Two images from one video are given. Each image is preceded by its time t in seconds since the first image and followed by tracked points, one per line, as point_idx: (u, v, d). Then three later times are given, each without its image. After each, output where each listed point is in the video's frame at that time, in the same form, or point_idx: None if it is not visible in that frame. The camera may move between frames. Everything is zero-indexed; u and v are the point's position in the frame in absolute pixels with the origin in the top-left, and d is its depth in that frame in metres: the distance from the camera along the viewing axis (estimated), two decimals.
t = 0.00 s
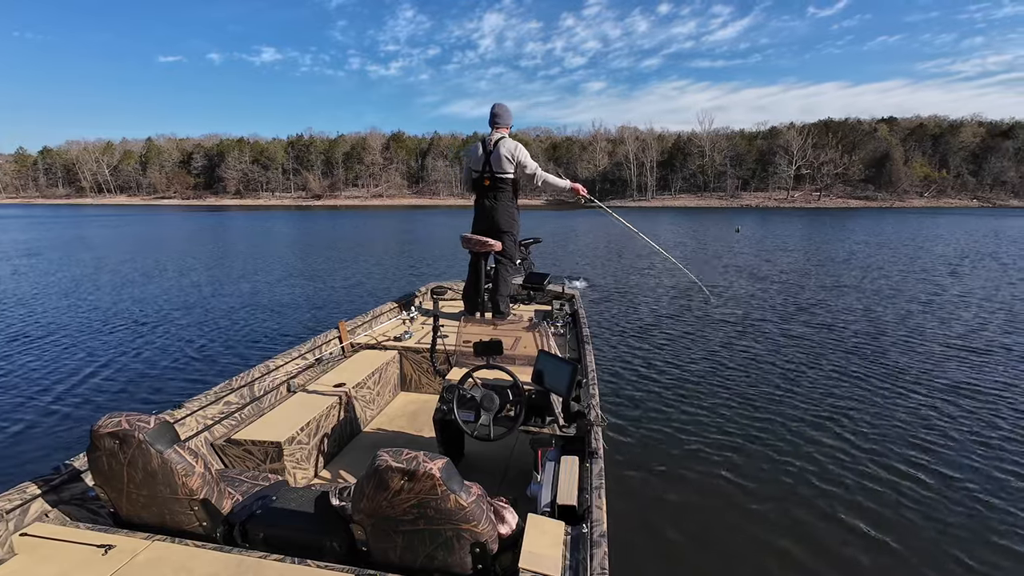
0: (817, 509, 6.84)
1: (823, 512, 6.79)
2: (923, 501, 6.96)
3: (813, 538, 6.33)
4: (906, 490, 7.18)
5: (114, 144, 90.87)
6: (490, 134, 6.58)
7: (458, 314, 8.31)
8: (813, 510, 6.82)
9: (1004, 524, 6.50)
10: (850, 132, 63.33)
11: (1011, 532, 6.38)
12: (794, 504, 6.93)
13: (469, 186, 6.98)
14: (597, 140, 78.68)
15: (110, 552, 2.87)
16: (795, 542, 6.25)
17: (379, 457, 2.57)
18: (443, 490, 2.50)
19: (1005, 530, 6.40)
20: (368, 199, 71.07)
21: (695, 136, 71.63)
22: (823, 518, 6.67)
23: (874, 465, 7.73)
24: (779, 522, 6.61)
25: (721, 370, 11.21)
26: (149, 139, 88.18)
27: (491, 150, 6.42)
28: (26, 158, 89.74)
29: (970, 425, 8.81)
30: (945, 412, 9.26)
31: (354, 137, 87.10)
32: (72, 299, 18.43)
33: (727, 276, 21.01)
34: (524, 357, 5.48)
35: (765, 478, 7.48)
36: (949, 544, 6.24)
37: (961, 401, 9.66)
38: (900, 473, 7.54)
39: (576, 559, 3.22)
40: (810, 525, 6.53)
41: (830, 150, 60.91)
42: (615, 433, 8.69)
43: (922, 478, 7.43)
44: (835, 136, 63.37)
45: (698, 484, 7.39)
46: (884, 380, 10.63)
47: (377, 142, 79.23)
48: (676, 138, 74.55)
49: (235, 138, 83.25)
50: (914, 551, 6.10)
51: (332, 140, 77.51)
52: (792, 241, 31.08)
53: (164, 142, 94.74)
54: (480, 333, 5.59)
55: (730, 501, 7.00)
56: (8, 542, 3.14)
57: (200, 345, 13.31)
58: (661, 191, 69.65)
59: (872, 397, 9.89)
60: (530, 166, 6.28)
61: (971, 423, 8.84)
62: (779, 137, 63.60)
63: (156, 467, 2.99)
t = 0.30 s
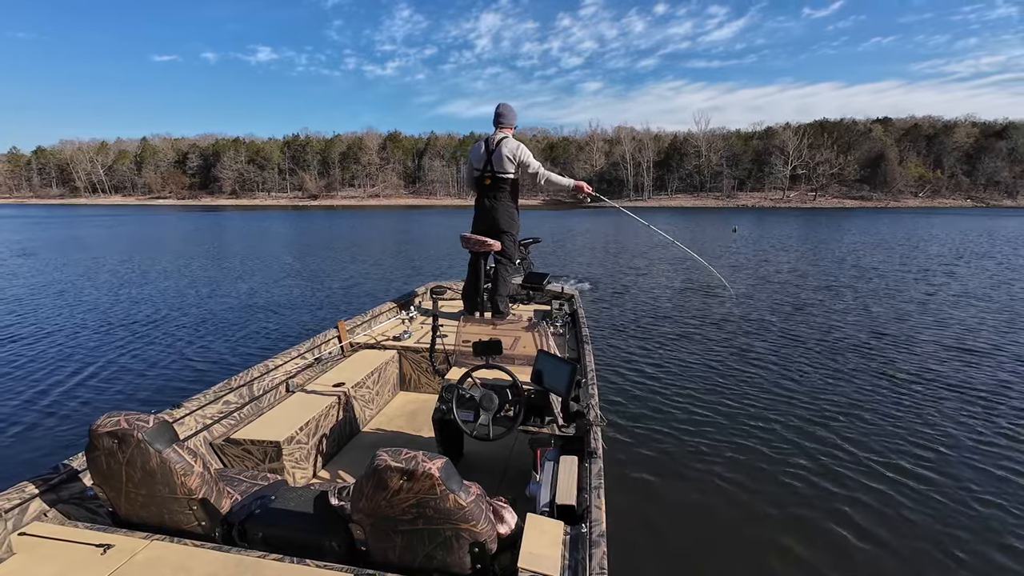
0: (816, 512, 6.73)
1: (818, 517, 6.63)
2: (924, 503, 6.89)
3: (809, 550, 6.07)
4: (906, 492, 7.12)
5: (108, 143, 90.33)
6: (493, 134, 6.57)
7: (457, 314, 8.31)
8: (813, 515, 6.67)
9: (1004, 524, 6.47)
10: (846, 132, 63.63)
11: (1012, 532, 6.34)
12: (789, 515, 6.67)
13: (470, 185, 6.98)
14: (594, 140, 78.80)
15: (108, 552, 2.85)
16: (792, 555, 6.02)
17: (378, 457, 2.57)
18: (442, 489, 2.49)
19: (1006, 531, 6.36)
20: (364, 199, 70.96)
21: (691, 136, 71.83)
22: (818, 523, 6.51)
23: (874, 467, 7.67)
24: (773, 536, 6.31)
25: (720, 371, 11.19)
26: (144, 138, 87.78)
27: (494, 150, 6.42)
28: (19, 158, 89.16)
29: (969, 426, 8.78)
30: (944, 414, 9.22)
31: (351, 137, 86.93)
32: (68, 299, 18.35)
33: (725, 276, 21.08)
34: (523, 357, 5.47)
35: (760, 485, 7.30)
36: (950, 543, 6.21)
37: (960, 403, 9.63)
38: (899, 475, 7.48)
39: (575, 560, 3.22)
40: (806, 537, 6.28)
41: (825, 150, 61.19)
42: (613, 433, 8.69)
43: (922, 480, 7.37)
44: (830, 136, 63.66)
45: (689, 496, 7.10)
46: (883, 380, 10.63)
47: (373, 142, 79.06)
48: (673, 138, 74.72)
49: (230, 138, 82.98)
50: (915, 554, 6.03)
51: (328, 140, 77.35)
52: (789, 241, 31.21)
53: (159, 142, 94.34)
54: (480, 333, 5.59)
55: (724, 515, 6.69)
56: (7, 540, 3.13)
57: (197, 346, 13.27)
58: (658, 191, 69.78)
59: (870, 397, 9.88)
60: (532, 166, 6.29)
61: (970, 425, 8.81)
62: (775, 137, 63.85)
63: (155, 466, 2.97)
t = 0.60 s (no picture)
0: (812, 518, 6.72)
1: (813, 525, 6.59)
2: (920, 507, 6.91)
3: (794, 563, 5.99)
4: (904, 496, 7.13)
5: (102, 143, 89.94)
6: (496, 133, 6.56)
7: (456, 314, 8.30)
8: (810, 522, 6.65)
9: (998, 528, 6.51)
10: (841, 133, 63.91)
11: (1005, 538, 6.36)
12: (783, 525, 6.60)
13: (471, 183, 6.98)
14: (591, 140, 78.92)
15: (107, 552, 2.83)
16: (780, 563, 5.99)
17: (376, 456, 2.56)
18: (441, 489, 2.49)
19: (1000, 536, 6.40)
20: (361, 199, 70.85)
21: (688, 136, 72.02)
22: (813, 531, 6.49)
23: (873, 471, 7.66)
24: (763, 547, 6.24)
25: (719, 372, 11.20)
26: (139, 138, 87.39)
27: (495, 150, 6.42)
28: (13, 158, 88.59)
29: (967, 429, 8.78)
30: (942, 415, 9.25)
31: (347, 137, 86.75)
32: (63, 300, 18.26)
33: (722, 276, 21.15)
34: (523, 356, 5.46)
35: (758, 491, 7.25)
36: (943, 546, 6.25)
37: (958, 404, 9.63)
38: (897, 479, 7.48)
39: (573, 559, 3.23)
40: (798, 547, 6.24)
41: (821, 151, 61.47)
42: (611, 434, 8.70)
43: (921, 484, 7.37)
44: (826, 137, 63.94)
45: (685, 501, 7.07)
46: (880, 382, 10.67)
47: (370, 142, 78.99)
48: (669, 139, 74.92)
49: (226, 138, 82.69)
50: (908, 558, 6.05)
51: (325, 140, 77.16)
52: (785, 241, 31.35)
53: (155, 142, 93.87)
54: (479, 333, 5.59)
55: (716, 522, 6.65)
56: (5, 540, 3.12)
57: (194, 347, 13.26)
58: (655, 191, 69.96)
59: (868, 399, 9.90)
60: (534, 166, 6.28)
61: (969, 427, 8.82)
62: (771, 137, 64.09)
63: (154, 465, 2.95)
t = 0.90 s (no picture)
0: (811, 520, 6.69)
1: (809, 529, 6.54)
2: (917, 509, 6.89)
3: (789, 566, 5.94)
4: (902, 498, 7.11)
5: (97, 142, 89.44)
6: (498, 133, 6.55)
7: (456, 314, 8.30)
8: (807, 524, 6.62)
9: (996, 530, 6.51)
10: (837, 133, 64.18)
11: (1002, 539, 6.36)
12: (776, 528, 6.55)
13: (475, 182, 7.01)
14: (588, 141, 79.03)
15: (106, 552, 2.82)
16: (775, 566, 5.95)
17: (376, 457, 2.56)
18: (440, 488, 2.49)
19: (996, 537, 6.40)
20: (358, 199, 70.71)
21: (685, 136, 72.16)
22: (809, 534, 6.45)
23: (872, 473, 7.63)
24: (750, 550, 6.19)
25: (719, 372, 11.22)
26: (135, 138, 86.97)
27: (494, 149, 6.42)
28: (7, 158, 88.06)
29: (966, 431, 8.76)
30: (940, 416, 9.28)
31: (344, 137, 86.56)
32: (59, 300, 18.17)
33: (720, 276, 21.21)
34: (522, 356, 5.46)
35: (756, 493, 7.22)
36: (939, 546, 6.27)
37: (957, 407, 9.61)
38: (896, 481, 7.47)
39: (573, 559, 3.23)
40: (789, 549, 6.20)
41: (817, 151, 61.75)
42: (610, 434, 8.73)
43: (919, 485, 7.37)
44: (822, 137, 64.20)
45: (681, 503, 7.04)
46: (879, 382, 10.70)
47: (366, 142, 78.83)
48: (666, 139, 75.07)
49: (222, 137, 82.38)
50: (903, 561, 6.03)
51: (321, 139, 76.98)
52: (782, 241, 31.46)
53: (150, 141, 93.40)
54: (478, 333, 5.60)
55: (713, 525, 6.60)
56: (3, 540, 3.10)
57: (192, 348, 13.22)
58: (652, 191, 70.03)
59: (867, 399, 9.93)
60: (529, 166, 6.22)
61: (966, 428, 8.85)
62: (768, 137, 64.30)
63: (154, 465, 2.94)
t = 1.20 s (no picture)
0: (807, 521, 6.67)
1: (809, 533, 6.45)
2: (914, 509, 6.88)
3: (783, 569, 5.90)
4: (899, 499, 7.10)
5: (92, 142, 88.89)
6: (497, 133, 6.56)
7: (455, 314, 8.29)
8: (806, 528, 6.57)
9: (994, 530, 6.53)
10: (833, 133, 64.44)
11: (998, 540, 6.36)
12: (775, 532, 6.48)
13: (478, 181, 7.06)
14: (585, 141, 79.14)
15: (105, 552, 2.80)
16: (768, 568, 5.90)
17: (376, 456, 2.55)
18: (440, 489, 2.48)
19: (993, 539, 6.39)
20: (356, 199, 70.58)
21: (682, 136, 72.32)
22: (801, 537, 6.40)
23: (873, 474, 7.62)
24: (747, 555, 6.10)
25: (717, 372, 11.23)
26: (130, 137, 86.52)
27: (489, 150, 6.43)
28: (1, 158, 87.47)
29: (964, 431, 8.78)
30: (938, 416, 9.30)
31: (341, 137, 86.37)
32: (55, 301, 18.05)
33: (717, 276, 21.27)
34: (522, 356, 5.46)
35: (758, 498, 7.15)
36: (936, 547, 6.27)
37: (958, 408, 9.61)
38: (895, 481, 7.46)
39: (573, 559, 3.23)
40: (775, 552, 6.15)
41: (813, 152, 61.99)
42: (608, 435, 8.74)
43: (917, 485, 7.37)
44: (818, 137, 64.44)
45: (680, 505, 7.01)
46: (877, 382, 10.72)
47: (363, 141, 78.65)
48: (663, 139, 75.21)
49: (219, 137, 82.08)
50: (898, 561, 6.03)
51: (318, 139, 76.82)
52: (779, 241, 31.59)
53: (145, 141, 92.98)
54: (478, 333, 5.61)
55: (709, 528, 6.55)
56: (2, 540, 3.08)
57: (190, 349, 13.19)
58: (649, 191, 70.12)
59: (865, 399, 9.94)
60: (519, 167, 6.18)
61: (964, 428, 8.86)
62: (764, 138, 64.51)
63: (153, 466, 2.93)
